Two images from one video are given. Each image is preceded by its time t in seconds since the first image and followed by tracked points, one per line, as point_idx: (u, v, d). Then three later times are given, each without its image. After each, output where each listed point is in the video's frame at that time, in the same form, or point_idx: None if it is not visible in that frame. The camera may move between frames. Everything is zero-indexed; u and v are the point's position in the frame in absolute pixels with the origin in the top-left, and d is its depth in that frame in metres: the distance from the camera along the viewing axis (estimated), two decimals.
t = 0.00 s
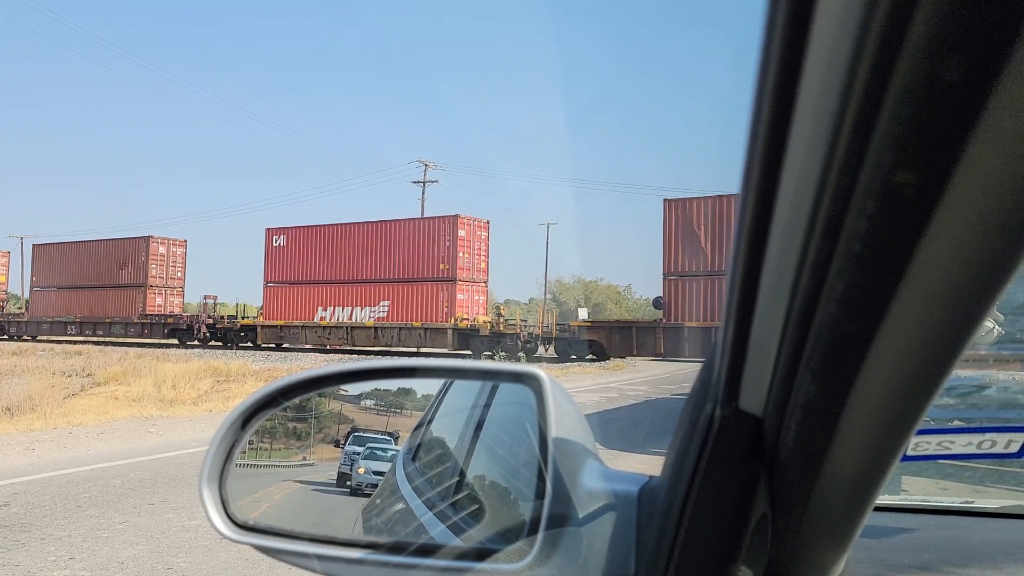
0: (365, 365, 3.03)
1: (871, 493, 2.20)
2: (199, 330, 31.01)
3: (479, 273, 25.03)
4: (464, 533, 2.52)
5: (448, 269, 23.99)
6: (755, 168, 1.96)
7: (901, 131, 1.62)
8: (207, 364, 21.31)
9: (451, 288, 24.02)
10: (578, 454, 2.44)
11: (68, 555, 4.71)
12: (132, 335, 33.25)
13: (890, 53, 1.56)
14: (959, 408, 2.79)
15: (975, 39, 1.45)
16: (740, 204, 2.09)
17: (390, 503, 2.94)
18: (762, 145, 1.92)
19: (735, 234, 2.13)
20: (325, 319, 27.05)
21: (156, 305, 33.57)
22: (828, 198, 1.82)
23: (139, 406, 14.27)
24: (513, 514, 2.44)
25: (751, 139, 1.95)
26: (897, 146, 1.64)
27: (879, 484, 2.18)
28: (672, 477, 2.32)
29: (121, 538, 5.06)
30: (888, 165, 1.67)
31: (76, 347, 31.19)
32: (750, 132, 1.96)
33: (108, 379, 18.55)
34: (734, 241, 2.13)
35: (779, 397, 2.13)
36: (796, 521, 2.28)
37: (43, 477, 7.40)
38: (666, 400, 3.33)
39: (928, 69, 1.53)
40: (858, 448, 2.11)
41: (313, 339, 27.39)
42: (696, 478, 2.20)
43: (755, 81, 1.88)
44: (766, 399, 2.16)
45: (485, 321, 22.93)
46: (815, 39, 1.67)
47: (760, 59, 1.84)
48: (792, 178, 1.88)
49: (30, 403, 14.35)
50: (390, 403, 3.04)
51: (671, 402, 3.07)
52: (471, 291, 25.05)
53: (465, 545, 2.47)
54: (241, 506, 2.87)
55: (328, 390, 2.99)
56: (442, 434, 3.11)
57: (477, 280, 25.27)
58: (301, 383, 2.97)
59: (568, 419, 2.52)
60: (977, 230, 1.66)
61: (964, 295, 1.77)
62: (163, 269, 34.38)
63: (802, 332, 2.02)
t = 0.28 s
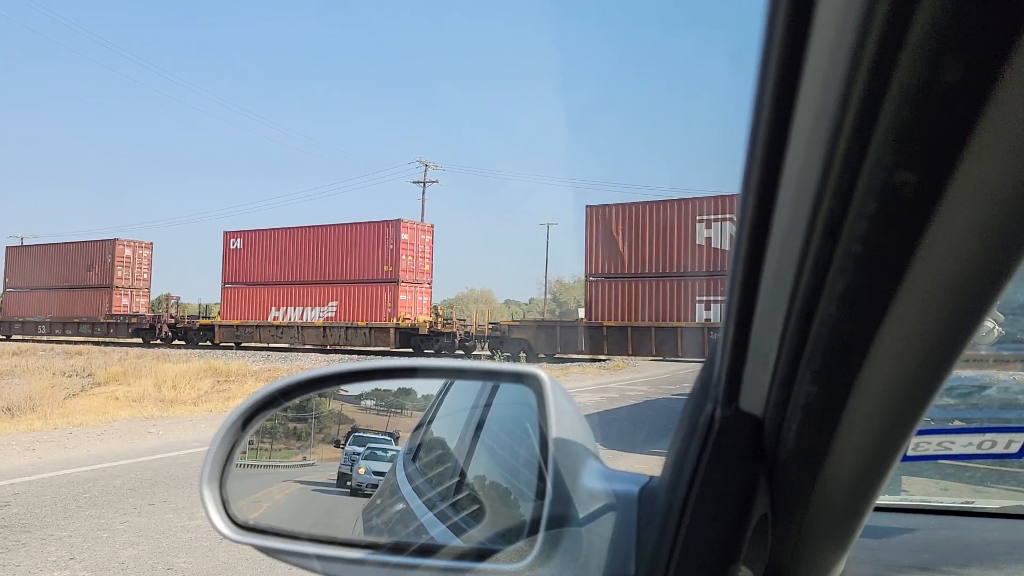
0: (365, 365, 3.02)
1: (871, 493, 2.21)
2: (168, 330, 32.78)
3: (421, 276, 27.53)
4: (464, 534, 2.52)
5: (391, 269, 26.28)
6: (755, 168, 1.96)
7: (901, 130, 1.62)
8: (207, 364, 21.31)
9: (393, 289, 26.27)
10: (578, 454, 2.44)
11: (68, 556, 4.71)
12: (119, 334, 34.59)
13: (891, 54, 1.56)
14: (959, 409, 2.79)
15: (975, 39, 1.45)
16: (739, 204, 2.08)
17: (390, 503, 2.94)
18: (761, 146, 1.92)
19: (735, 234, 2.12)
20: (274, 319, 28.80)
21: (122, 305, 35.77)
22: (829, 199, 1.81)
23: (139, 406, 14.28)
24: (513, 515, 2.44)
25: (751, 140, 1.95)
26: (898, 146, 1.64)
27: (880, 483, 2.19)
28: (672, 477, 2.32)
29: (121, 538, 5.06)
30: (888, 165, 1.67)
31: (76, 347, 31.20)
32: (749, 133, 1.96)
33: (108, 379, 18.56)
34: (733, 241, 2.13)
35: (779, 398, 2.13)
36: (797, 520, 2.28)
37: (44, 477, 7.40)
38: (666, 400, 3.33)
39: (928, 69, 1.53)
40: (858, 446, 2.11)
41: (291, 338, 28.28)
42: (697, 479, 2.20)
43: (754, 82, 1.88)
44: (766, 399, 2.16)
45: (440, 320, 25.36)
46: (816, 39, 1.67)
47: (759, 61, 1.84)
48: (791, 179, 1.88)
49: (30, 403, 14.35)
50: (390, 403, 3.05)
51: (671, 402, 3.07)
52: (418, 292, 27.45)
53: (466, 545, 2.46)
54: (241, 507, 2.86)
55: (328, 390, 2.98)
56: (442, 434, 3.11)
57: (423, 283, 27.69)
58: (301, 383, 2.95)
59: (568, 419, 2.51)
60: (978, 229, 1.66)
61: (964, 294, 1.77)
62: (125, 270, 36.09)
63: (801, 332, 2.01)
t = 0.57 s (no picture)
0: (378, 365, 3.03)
1: (885, 496, 2.20)
2: (144, 330, 34.63)
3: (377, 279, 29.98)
4: (476, 534, 2.53)
5: (350, 272, 28.56)
6: (768, 168, 1.96)
7: (915, 131, 1.61)
8: (221, 364, 21.44)
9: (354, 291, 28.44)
10: (591, 455, 2.43)
11: (83, 554, 4.75)
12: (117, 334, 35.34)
13: (906, 53, 1.55)
14: (975, 411, 2.77)
15: (991, 39, 1.44)
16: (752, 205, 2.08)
17: (403, 504, 2.95)
18: (774, 146, 1.91)
19: (748, 234, 2.12)
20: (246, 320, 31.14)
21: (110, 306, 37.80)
22: (844, 199, 1.80)
23: (154, 406, 14.40)
24: (526, 516, 2.44)
25: (764, 141, 1.95)
26: (913, 147, 1.63)
27: (894, 485, 2.17)
28: (685, 478, 2.31)
29: (136, 538, 5.10)
30: (903, 165, 1.66)
31: (91, 348, 31.48)
32: (763, 133, 1.95)
33: (122, 379, 18.72)
34: (746, 241, 2.12)
35: (793, 399, 2.12)
36: (810, 522, 2.27)
37: (60, 476, 7.48)
38: (679, 402, 3.33)
39: (943, 70, 1.52)
40: (872, 448, 2.10)
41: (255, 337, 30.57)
42: (710, 480, 2.19)
43: (767, 83, 1.87)
44: (779, 400, 2.15)
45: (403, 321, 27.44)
46: (830, 39, 1.66)
47: (772, 61, 1.84)
48: (805, 178, 1.88)
49: (46, 403, 14.50)
50: (403, 404, 3.08)
51: (684, 403, 3.06)
52: (376, 294, 29.70)
53: (478, 545, 2.47)
54: (254, 506, 2.88)
55: (341, 390, 2.99)
56: (454, 435, 3.12)
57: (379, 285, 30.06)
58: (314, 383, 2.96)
59: (581, 420, 2.51)
60: (993, 230, 1.65)
61: (979, 296, 1.76)
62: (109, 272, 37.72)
63: (815, 334, 2.01)
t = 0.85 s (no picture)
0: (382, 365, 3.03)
1: (891, 497, 2.19)
2: (116, 330, 35.47)
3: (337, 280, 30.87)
4: (480, 535, 2.53)
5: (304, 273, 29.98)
6: (772, 169, 1.96)
7: (921, 131, 1.61)
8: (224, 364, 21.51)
9: (308, 292, 29.47)
10: (595, 455, 2.41)
11: (88, 555, 4.76)
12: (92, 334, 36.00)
13: (911, 54, 1.55)
14: (980, 412, 2.77)
15: (997, 39, 1.44)
16: (756, 206, 2.08)
17: (407, 504, 2.95)
18: (779, 146, 1.91)
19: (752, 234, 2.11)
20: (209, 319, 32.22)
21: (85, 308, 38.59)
22: (848, 200, 1.80)
23: (158, 406, 14.47)
24: (530, 516, 2.44)
25: (769, 141, 1.95)
26: (919, 147, 1.63)
27: (899, 486, 2.17)
28: (689, 479, 2.31)
29: (140, 538, 5.11)
30: (908, 166, 1.66)
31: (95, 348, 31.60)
32: (768, 133, 1.95)
33: (127, 379, 18.82)
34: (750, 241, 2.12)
35: (797, 399, 2.11)
36: (815, 523, 2.26)
37: (66, 476, 7.51)
38: (683, 402, 3.32)
39: (949, 70, 1.51)
40: (877, 449, 2.10)
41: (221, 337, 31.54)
42: (714, 481, 2.18)
43: (773, 83, 1.87)
44: (784, 401, 2.15)
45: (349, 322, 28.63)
46: (835, 38, 1.66)
47: (777, 62, 1.84)
48: (810, 178, 1.87)
49: (51, 402, 14.59)
50: (407, 404, 3.10)
51: (688, 404, 3.06)
52: (335, 294, 30.85)
53: (483, 546, 2.47)
54: (258, 507, 2.90)
55: (345, 390, 2.99)
56: (458, 435, 3.12)
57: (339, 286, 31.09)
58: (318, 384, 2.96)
59: (585, 419, 2.50)
60: (999, 231, 1.64)
61: (985, 297, 1.76)
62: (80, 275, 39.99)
63: (820, 335, 2.00)
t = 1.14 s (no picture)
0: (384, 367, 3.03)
1: (894, 499, 2.18)
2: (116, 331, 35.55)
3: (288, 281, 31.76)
4: (483, 536, 2.53)
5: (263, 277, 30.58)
6: (776, 169, 1.95)
7: (924, 132, 1.60)
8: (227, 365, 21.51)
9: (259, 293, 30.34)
10: (598, 458, 2.41)
11: (91, 555, 4.77)
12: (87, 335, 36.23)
13: (914, 54, 1.54)
14: (984, 414, 2.73)
15: (999, 39, 1.44)
16: (760, 206, 2.07)
17: (410, 506, 2.97)
18: (782, 146, 1.90)
19: (755, 235, 2.11)
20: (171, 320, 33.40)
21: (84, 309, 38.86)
22: (851, 200, 1.80)
23: (161, 407, 14.48)
24: (532, 518, 2.43)
25: (773, 142, 1.95)
26: (922, 147, 1.62)
27: (902, 488, 2.16)
28: (691, 479, 2.31)
29: (142, 539, 5.12)
30: (911, 166, 1.65)
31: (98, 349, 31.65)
32: (771, 134, 1.95)
33: (130, 380, 18.83)
34: (753, 243, 2.12)
35: (800, 400, 2.11)
36: (817, 524, 2.26)
37: (69, 477, 7.52)
38: (686, 403, 3.32)
39: (952, 70, 1.51)
40: (880, 450, 2.09)
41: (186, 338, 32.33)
42: (716, 482, 2.18)
43: (776, 82, 1.87)
44: (787, 402, 2.14)
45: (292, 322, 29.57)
46: (838, 38, 1.66)
47: (780, 60, 1.84)
48: (814, 178, 1.87)
49: (54, 403, 14.62)
50: (409, 405, 3.08)
51: (690, 406, 3.06)
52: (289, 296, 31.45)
53: (485, 547, 2.47)
54: (261, 508, 2.87)
55: (347, 392, 2.98)
56: (460, 436, 3.12)
57: (293, 287, 31.76)
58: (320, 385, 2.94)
59: (587, 420, 2.49)
60: (1001, 230, 1.64)
61: (989, 298, 1.75)
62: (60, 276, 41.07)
63: (823, 335, 2.00)
